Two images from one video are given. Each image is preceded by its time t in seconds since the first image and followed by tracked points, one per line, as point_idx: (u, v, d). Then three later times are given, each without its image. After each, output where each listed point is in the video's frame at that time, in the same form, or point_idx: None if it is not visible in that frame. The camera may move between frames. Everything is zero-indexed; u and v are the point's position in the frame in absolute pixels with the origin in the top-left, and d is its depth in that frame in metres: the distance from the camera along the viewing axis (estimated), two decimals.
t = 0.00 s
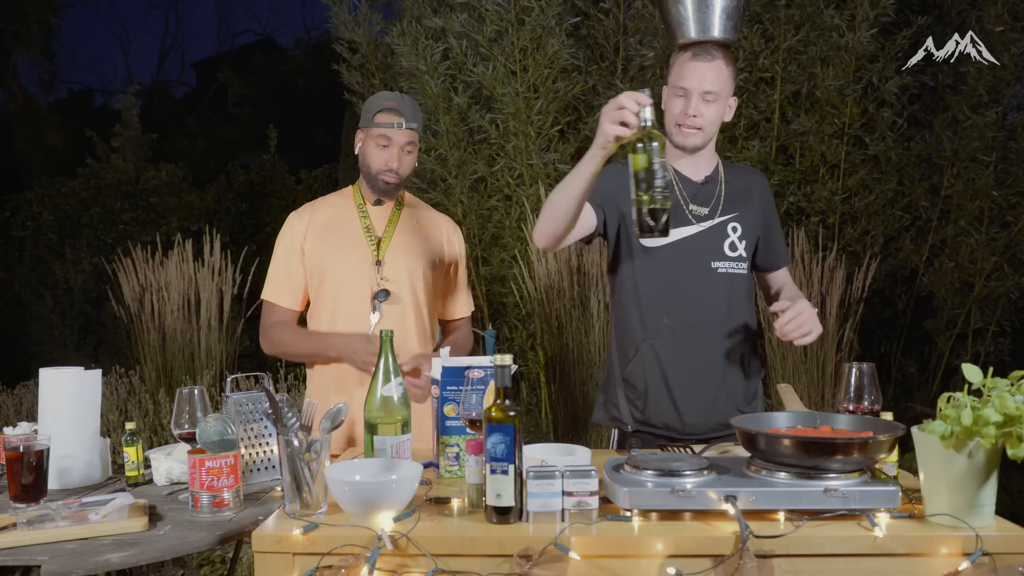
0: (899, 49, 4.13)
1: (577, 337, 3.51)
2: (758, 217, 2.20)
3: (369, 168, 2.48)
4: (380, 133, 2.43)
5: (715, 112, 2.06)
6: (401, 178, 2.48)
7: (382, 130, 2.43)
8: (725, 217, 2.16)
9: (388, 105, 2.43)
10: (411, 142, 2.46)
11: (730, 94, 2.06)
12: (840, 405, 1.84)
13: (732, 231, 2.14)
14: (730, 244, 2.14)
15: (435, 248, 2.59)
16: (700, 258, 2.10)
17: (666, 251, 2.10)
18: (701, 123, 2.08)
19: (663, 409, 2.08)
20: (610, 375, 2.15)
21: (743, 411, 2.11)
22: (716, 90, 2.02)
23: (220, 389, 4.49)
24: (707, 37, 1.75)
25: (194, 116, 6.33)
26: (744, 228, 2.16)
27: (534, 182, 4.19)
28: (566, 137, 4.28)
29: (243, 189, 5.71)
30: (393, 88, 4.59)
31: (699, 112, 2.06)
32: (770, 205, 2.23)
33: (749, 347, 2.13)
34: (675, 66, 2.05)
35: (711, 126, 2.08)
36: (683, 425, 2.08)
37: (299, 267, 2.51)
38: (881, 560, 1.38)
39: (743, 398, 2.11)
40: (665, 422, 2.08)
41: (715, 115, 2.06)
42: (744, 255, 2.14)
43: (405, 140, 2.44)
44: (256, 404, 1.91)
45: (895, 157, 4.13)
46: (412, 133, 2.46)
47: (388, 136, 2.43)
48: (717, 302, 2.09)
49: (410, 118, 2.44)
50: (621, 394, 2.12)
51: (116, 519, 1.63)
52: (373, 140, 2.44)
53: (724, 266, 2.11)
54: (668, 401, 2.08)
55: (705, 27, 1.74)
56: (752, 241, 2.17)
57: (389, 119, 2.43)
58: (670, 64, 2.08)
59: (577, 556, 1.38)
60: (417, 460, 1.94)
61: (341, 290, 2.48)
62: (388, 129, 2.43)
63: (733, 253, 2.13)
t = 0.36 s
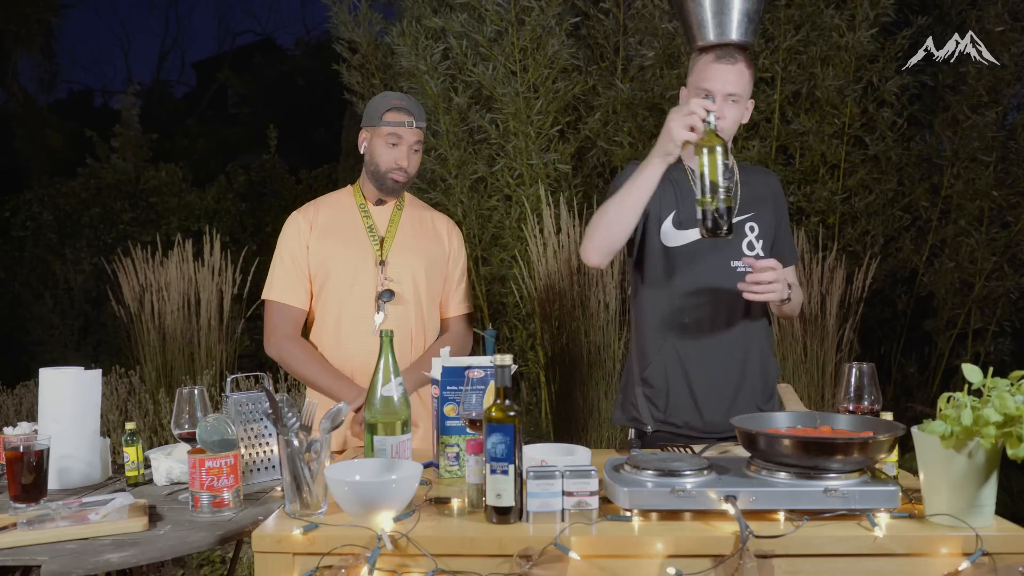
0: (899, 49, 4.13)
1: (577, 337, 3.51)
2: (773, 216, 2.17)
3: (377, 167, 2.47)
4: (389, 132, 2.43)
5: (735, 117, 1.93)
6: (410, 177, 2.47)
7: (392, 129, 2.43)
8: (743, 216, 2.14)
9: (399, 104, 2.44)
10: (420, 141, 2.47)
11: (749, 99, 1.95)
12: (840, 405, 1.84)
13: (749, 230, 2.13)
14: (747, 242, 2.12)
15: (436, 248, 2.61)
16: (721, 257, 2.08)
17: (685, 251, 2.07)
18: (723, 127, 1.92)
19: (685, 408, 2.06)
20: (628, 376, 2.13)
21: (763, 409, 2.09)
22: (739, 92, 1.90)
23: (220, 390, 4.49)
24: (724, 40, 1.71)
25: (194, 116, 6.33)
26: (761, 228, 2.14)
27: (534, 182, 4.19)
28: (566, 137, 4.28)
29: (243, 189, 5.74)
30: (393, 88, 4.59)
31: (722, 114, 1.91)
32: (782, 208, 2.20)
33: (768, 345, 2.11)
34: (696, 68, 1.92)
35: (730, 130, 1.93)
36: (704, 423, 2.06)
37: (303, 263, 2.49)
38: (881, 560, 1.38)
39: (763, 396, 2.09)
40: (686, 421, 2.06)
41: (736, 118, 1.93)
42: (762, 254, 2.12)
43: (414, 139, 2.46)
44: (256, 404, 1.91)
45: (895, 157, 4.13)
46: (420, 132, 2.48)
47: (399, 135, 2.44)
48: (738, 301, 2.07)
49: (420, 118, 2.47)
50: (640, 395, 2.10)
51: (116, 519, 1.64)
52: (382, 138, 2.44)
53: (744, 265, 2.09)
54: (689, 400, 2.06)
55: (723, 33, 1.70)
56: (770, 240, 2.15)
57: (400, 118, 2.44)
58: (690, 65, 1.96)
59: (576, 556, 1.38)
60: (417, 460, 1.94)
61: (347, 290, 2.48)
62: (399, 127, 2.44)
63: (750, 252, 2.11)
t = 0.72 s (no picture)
0: (899, 49, 4.13)
1: (577, 337, 3.50)
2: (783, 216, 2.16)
3: (383, 169, 2.47)
4: (393, 134, 2.42)
5: (758, 114, 1.98)
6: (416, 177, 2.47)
7: (397, 131, 2.42)
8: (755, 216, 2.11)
9: (403, 106, 2.43)
10: (425, 142, 2.46)
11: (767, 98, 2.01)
12: (840, 405, 1.84)
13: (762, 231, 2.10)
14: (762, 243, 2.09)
15: (438, 248, 2.61)
16: (744, 260, 2.05)
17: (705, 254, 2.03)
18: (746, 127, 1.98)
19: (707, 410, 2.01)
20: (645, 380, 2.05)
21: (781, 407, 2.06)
22: (760, 92, 1.96)
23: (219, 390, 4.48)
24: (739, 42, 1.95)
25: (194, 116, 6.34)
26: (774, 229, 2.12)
27: (534, 182, 4.18)
28: (566, 137, 4.28)
29: (244, 189, 5.71)
30: (393, 88, 4.58)
31: (746, 114, 1.97)
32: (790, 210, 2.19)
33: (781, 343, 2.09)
34: (716, 70, 1.97)
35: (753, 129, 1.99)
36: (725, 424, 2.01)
37: (305, 263, 2.49)
38: (881, 560, 1.38)
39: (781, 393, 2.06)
40: (708, 423, 2.01)
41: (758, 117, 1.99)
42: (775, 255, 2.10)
43: (420, 140, 2.45)
44: (256, 404, 1.91)
45: (895, 157, 4.13)
46: (425, 133, 2.47)
47: (404, 137, 2.43)
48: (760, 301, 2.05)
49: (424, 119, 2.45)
50: (659, 398, 2.03)
51: (116, 519, 1.63)
52: (387, 141, 2.43)
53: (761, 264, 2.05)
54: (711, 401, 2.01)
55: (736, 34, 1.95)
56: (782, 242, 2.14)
57: (404, 120, 2.43)
58: (708, 66, 2.00)
59: (576, 556, 1.38)
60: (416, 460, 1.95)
61: (349, 290, 2.48)
62: (404, 129, 2.43)
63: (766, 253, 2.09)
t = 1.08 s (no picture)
0: (899, 49, 4.14)
1: (577, 337, 3.50)
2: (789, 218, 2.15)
3: (386, 170, 2.47)
4: (396, 135, 2.42)
5: (773, 114, 1.99)
6: (417, 179, 2.47)
7: (401, 132, 2.42)
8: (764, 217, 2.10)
9: (408, 106, 2.43)
10: (428, 144, 2.47)
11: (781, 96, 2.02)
12: (840, 405, 1.84)
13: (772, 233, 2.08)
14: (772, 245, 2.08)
15: (440, 248, 2.60)
16: (754, 262, 2.05)
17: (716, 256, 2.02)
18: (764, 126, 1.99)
19: (725, 411, 1.99)
20: (662, 385, 2.02)
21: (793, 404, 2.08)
22: (777, 90, 1.97)
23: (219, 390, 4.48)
24: (751, 41, 1.96)
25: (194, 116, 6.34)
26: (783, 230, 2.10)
27: (534, 182, 4.18)
28: (566, 137, 4.28)
29: (244, 189, 5.70)
30: (393, 88, 4.58)
31: (764, 113, 1.97)
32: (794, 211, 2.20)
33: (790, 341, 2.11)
34: (732, 69, 1.96)
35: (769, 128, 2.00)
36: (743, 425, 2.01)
37: (307, 262, 2.50)
38: (880, 560, 1.38)
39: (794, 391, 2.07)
40: (729, 426, 2.00)
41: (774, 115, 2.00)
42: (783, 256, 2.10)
43: (423, 142, 2.45)
44: (256, 404, 1.91)
45: (895, 157, 4.13)
46: (428, 134, 2.46)
47: (407, 138, 2.42)
48: (775, 305, 2.06)
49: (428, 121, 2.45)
50: (679, 402, 2.01)
51: (116, 519, 1.64)
52: (390, 142, 2.43)
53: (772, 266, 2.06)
54: (729, 403, 2.00)
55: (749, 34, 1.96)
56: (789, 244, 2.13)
57: (409, 121, 2.42)
58: (722, 65, 2.00)
59: (576, 556, 1.38)
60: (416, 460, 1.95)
61: (350, 290, 2.48)
62: (408, 130, 2.42)
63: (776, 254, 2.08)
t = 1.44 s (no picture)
0: (899, 49, 4.14)
1: (576, 336, 3.50)
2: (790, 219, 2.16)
3: (387, 169, 2.46)
4: (398, 135, 2.42)
5: (780, 113, 1.99)
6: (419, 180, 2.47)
7: (403, 133, 2.42)
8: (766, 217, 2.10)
9: (410, 107, 2.43)
10: (430, 145, 2.46)
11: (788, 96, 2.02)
12: (840, 405, 1.84)
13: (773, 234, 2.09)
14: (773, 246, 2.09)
15: (440, 249, 2.60)
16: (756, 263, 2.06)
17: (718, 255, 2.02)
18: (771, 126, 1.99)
19: (729, 413, 1.99)
20: (666, 386, 2.02)
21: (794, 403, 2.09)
22: (784, 90, 1.97)
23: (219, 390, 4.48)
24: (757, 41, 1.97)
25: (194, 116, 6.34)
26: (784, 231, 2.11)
27: (534, 182, 4.18)
28: (566, 137, 4.28)
29: (244, 189, 5.68)
30: (393, 88, 4.58)
31: (771, 113, 1.97)
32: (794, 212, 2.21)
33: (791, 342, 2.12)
34: (740, 68, 1.97)
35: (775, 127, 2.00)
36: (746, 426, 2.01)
37: (308, 263, 2.50)
38: (880, 560, 1.38)
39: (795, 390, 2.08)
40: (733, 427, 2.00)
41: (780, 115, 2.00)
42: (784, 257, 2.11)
43: (425, 143, 2.45)
44: (256, 404, 1.91)
45: (895, 157, 4.13)
46: (431, 135, 2.46)
47: (409, 138, 2.42)
48: (775, 305, 2.07)
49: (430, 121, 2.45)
50: (683, 403, 2.01)
51: (116, 519, 1.63)
52: (392, 142, 2.43)
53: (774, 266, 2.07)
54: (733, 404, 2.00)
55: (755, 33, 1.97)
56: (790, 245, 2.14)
57: (410, 122, 2.42)
58: (729, 65, 1.99)
59: (576, 556, 1.38)
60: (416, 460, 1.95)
61: (350, 290, 2.48)
62: (409, 131, 2.42)
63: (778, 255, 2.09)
